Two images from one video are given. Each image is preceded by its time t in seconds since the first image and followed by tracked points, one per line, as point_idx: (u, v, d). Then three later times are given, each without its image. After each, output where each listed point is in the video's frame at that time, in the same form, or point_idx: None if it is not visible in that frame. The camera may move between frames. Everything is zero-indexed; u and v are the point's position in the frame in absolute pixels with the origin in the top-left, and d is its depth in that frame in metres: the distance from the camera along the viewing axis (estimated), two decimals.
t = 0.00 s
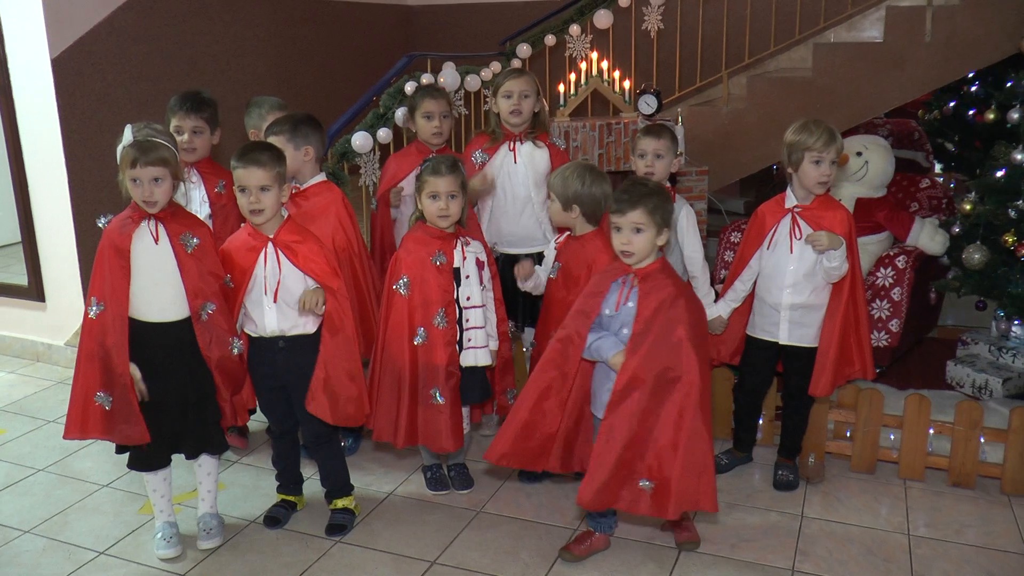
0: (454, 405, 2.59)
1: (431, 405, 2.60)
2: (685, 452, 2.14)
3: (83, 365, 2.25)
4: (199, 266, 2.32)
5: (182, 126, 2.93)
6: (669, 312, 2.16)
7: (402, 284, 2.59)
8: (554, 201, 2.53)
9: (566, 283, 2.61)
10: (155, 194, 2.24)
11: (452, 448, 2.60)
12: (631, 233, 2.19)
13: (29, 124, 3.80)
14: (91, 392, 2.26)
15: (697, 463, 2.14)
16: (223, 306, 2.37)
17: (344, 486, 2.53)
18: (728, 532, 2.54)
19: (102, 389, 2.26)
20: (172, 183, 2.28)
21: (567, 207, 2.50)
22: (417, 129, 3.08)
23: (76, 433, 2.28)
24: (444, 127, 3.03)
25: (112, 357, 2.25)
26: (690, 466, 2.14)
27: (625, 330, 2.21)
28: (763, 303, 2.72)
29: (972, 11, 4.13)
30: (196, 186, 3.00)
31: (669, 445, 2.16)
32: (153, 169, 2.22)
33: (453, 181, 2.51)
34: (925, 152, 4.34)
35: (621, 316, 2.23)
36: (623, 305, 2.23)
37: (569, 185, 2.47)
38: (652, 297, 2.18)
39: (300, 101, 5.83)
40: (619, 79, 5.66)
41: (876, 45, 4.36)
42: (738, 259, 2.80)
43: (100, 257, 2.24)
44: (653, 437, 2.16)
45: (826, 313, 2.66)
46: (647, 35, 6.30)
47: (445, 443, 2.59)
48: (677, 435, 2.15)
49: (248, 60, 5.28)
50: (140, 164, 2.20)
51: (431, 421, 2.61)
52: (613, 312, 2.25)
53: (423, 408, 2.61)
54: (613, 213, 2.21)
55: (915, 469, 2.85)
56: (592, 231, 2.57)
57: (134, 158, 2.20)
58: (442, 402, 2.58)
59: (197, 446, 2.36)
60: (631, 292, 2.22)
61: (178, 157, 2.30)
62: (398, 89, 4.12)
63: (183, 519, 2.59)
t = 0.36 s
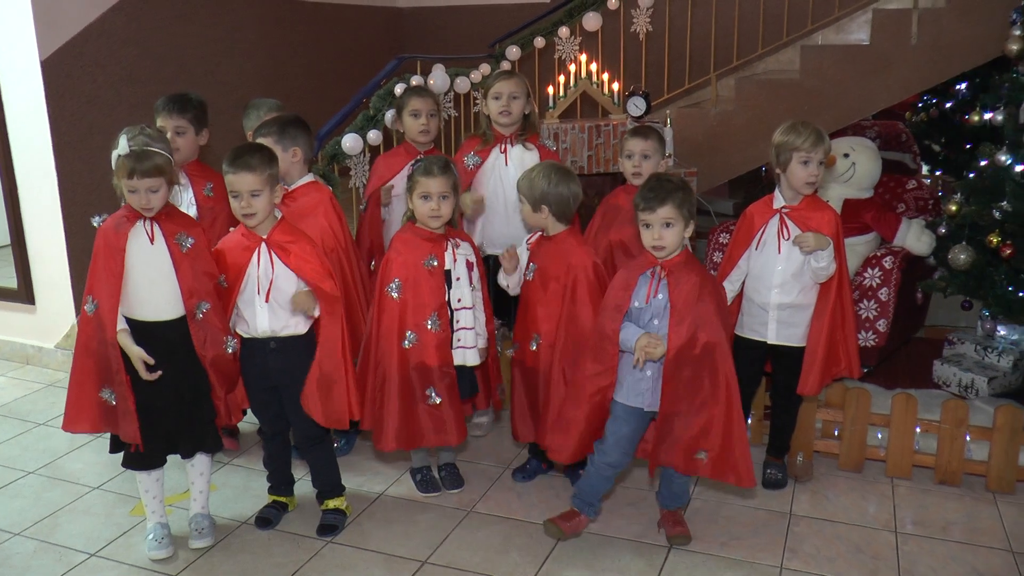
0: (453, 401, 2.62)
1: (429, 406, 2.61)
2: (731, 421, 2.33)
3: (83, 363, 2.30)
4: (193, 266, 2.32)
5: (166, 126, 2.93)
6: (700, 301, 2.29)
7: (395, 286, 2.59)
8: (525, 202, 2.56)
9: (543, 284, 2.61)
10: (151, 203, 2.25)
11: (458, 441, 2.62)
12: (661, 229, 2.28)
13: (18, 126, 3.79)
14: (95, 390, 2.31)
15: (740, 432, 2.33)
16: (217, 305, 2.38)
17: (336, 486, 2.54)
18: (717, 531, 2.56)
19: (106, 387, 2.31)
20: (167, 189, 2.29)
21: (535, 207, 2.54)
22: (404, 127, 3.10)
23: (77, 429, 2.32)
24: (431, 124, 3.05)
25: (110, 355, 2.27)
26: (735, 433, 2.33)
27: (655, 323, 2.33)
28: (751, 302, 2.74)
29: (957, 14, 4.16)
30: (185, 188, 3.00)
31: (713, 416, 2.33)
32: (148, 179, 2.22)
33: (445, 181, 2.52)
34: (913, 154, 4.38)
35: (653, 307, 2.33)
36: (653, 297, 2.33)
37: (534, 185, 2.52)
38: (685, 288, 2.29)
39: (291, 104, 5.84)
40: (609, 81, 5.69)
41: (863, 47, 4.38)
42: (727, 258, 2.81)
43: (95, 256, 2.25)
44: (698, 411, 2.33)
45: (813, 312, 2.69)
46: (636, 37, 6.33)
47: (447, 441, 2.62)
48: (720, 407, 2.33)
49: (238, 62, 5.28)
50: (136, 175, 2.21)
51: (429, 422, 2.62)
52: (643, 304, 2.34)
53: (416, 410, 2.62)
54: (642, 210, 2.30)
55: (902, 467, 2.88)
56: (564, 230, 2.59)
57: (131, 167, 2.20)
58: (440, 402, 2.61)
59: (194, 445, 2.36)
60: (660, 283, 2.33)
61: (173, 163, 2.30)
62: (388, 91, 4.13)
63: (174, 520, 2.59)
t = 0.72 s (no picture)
0: (433, 406, 2.64)
1: (410, 407, 2.64)
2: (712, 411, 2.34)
3: (71, 366, 2.29)
4: (183, 267, 2.33)
5: (151, 128, 2.93)
6: (668, 298, 2.29)
7: (379, 289, 2.61)
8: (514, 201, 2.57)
9: (530, 285, 2.62)
10: (144, 203, 2.25)
11: (436, 444, 2.64)
12: (630, 230, 2.28)
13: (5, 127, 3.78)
14: (84, 393, 2.31)
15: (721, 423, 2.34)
16: (207, 306, 2.39)
17: (326, 486, 2.55)
18: (704, 528, 2.58)
19: (95, 390, 2.30)
20: (159, 189, 2.29)
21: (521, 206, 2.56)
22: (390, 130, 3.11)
23: (66, 433, 2.31)
24: (417, 127, 3.07)
25: (98, 358, 2.27)
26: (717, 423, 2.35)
27: (623, 324, 2.33)
28: (738, 302, 2.76)
29: (941, 17, 4.20)
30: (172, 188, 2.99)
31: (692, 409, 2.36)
32: (141, 181, 2.23)
33: (429, 182, 2.53)
34: (898, 155, 4.44)
35: (620, 308, 2.33)
36: (620, 297, 2.33)
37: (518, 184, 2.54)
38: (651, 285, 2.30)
39: (279, 105, 5.83)
40: (596, 83, 5.71)
41: (849, 49, 4.39)
42: (715, 258, 2.84)
43: (85, 259, 2.25)
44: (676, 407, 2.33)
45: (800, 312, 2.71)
46: (623, 39, 6.36)
47: (427, 441, 2.64)
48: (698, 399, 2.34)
49: (226, 64, 5.27)
50: (129, 177, 2.21)
51: (411, 423, 2.65)
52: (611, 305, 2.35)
53: (401, 410, 2.65)
54: (611, 212, 2.29)
55: (888, 464, 2.91)
56: (554, 231, 2.61)
57: (123, 169, 2.20)
58: (421, 404, 2.63)
59: (182, 444, 2.37)
60: (627, 283, 2.33)
61: (164, 164, 2.31)
62: (375, 93, 4.15)
63: (164, 521, 2.60)
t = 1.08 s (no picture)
0: (418, 405, 2.63)
1: (394, 406, 2.64)
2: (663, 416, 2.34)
3: (60, 370, 2.29)
4: (173, 270, 2.33)
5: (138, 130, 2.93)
6: (619, 299, 2.31)
7: (366, 288, 2.62)
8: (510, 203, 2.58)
9: (533, 286, 2.63)
10: (128, 195, 2.24)
11: (418, 444, 2.63)
12: (587, 230, 2.28)
13: None
14: (72, 397, 2.30)
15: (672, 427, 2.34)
16: (198, 309, 2.38)
17: (314, 484, 2.57)
18: (692, 527, 2.60)
19: (84, 393, 2.30)
20: (144, 182, 2.29)
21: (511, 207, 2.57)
22: (378, 133, 3.12)
23: (55, 438, 2.31)
24: (405, 130, 3.08)
25: (88, 361, 2.27)
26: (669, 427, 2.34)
27: (578, 325, 2.35)
28: (726, 301, 2.78)
29: (925, 19, 4.23)
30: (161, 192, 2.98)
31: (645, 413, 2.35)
32: (124, 169, 2.22)
33: (420, 182, 2.54)
34: (884, 156, 4.48)
35: (574, 309, 2.36)
36: (573, 299, 2.36)
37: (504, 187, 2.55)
38: (601, 287, 2.32)
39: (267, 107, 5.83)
40: (584, 84, 5.73)
41: (835, 50, 4.41)
42: (703, 257, 2.86)
43: (75, 263, 2.25)
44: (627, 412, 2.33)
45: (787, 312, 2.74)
46: (611, 41, 6.38)
47: (411, 441, 2.63)
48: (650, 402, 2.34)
49: (214, 65, 5.26)
50: (112, 164, 2.21)
51: (395, 422, 2.65)
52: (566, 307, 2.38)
53: (386, 409, 2.66)
54: (569, 211, 2.30)
55: (874, 462, 2.94)
56: (552, 233, 2.62)
57: (106, 158, 2.20)
58: (405, 404, 2.63)
59: (172, 449, 2.36)
60: (580, 286, 2.35)
61: (150, 158, 2.31)
62: (364, 95, 4.16)
63: (153, 523, 2.59)
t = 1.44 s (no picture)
0: (405, 407, 2.63)
1: (381, 407, 2.64)
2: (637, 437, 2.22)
3: (47, 373, 2.28)
4: (161, 273, 2.33)
5: (131, 131, 2.92)
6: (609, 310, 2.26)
7: (353, 290, 2.62)
8: (509, 209, 2.58)
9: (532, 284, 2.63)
10: (113, 192, 2.24)
11: (406, 446, 2.63)
12: (584, 244, 2.24)
13: None
14: (58, 399, 2.29)
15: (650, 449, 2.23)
16: (187, 312, 2.39)
17: (303, 486, 2.57)
18: (682, 525, 2.61)
19: (70, 395, 2.29)
20: (131, 180, 2.28)
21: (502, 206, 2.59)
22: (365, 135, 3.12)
23: (42, 441, 2.30)
24: (391, 132, 3.08)
25: (74, 364, 2.26)
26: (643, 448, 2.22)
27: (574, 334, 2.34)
28: (714, 300, 2.80)
29: (910, 19, 4.26)
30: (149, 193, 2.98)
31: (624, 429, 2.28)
32: (111, 166, 2.22)
33: (405, 183, 2.55)
34: (870, 156, 4.51)
35: (568, 319, 2.35)
36: (568, 309, 2.35)
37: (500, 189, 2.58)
38: (591, 296, 2.28)
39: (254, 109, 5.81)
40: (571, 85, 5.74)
41: (821, 51, 4.43)
42: (691, 257, 2.87)
43: (63, 266, 2.24)
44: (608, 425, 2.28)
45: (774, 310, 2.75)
46: (598, 42, 6.40)
47: (399, 443, 2.63)
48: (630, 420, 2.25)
49: (200, 67, 5.25)
50: (99, 160, 2.20)
51: (382, 423, 2.65)
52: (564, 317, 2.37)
53: (375, 410, 2.66)
54: (568, 224, 2.25)
55: (862, 460, 2.96)
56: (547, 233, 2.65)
57: (93, 154, 2.20)
58: (392, 404, 2.62)
59: (159, 452, 2.36)
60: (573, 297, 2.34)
61: (138, 157, 2.30)
62: (352, 96, 4.16)
63: (142, 526, 2.59)
